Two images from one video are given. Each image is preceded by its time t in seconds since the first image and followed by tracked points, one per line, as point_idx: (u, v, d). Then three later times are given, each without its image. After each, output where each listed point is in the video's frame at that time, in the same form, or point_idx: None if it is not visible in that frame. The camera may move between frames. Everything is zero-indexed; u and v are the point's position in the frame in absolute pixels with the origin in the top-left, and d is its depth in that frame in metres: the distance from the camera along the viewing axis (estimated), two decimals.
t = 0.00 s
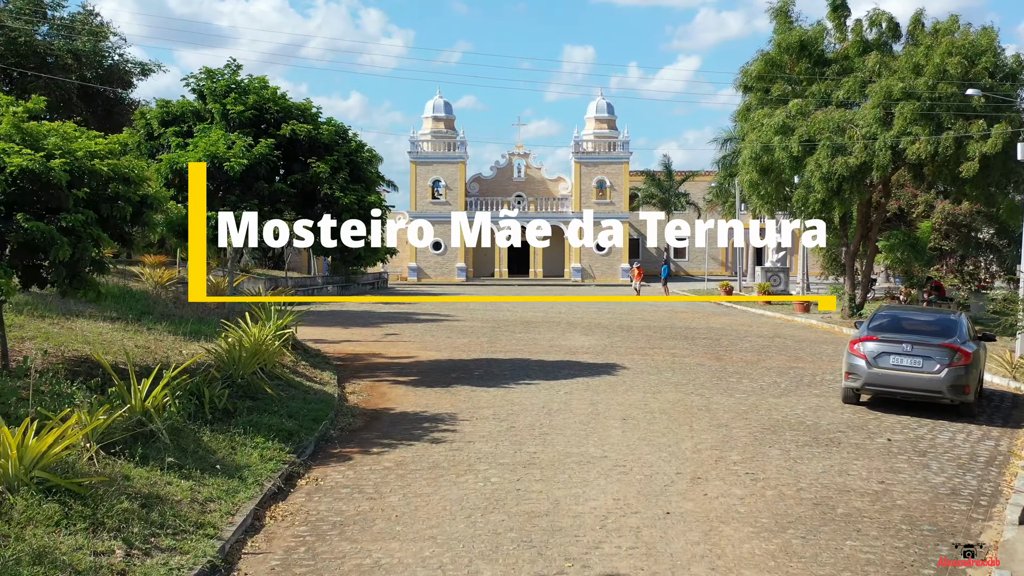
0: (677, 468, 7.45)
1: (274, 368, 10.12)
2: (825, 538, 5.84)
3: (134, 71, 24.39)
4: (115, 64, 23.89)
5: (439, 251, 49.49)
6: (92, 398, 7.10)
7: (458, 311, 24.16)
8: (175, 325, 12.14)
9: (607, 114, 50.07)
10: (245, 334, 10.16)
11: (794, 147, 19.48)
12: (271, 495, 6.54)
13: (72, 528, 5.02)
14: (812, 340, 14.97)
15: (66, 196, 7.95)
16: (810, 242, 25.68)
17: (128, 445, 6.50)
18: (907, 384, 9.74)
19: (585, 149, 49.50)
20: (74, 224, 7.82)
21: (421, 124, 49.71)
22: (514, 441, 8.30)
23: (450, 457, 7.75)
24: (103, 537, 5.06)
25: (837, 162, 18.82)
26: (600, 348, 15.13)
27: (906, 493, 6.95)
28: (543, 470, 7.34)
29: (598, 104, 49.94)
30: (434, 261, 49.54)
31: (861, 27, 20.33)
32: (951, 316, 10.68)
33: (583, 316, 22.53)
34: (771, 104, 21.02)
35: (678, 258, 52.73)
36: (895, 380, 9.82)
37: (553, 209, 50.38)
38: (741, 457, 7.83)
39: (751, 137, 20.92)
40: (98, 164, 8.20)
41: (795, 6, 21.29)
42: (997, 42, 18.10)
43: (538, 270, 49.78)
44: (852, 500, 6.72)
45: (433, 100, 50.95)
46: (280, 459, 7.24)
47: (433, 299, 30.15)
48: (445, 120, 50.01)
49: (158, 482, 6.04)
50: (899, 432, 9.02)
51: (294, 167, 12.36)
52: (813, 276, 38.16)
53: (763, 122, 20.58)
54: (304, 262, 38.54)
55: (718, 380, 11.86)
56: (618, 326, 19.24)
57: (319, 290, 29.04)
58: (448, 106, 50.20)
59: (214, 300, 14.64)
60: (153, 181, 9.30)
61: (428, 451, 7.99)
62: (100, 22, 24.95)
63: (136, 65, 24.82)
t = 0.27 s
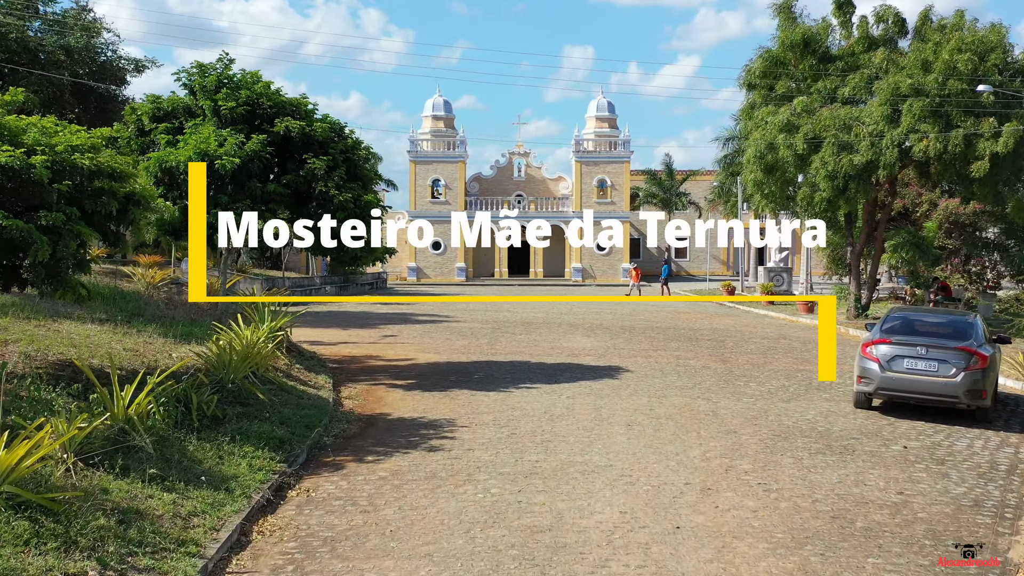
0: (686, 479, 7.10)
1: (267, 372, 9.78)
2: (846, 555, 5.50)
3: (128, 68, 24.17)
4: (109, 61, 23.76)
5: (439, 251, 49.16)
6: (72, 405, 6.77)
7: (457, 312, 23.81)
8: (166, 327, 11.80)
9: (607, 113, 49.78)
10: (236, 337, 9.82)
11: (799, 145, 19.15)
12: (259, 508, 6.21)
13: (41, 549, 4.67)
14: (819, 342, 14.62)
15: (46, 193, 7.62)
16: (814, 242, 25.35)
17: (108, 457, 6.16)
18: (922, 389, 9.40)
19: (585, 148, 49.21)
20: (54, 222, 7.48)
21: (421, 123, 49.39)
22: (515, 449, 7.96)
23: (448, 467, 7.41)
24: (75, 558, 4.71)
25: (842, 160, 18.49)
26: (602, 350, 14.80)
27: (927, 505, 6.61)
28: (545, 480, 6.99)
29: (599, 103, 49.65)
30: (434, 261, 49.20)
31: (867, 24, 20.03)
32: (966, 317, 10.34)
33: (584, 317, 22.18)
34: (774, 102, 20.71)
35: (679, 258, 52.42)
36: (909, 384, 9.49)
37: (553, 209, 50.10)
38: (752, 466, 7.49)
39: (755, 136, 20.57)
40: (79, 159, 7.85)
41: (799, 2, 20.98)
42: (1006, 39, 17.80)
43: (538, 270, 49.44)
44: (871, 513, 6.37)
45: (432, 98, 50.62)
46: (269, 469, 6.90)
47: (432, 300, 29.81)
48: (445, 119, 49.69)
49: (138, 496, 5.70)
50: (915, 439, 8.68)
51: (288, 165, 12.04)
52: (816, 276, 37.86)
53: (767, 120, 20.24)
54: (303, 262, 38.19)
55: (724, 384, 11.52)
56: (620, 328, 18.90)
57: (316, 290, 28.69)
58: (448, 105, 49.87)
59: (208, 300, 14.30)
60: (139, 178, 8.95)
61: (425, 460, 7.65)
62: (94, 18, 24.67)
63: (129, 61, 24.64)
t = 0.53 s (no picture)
0: (695, 490, 6.77)
1: (258, 377, 9.45)
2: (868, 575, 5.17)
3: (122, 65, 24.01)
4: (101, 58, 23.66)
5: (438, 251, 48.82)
6: (50, 413, 6.44)
7: (457, 313, 23.47)
8: (156, 329, 11.46)
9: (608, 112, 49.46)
10: (227, 340, 9.49)
11: (804, 143, 18.80)
12: (245, 522, 5.87)
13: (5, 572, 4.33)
14: (826, 344, 14.28)
15: (25, 190, 7.29)
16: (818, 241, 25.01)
17: (84, 469, 5.83)
18: (937, 394, 9.07)
19: (585, 147, 48.90)
20: (31, 222, 7.13)
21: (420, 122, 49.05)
22: (516, 458, 7.62)
23: (445, 477, 7.07)
24: None
25: (848, 159, 18.14)
26: (604, 352, 14.46)
27: (949, 519, 6.27)
28: (547, 492, 6.66)
29: (599, 102, 49.33)
30: (433, 261, 48.87)
31: (873, 20, 19.69)
32: (981, 319, 10.00)
33: (585, 318, 21.84)
34: (779, 99, 20.37)
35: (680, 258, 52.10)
36: (924, 389, 9.16)
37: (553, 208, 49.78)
38: (764, 476, 7.15)
39: (759, 134, 20.24)
40: (60, 155, 7.51)
41: None
42: (1016, 35, 17.47)
43: (538, 270, 49.11)
44: (891, 528, 6.04)
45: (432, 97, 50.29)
46: (257, 480, 6.56)
47: (431, 300, 29.47)
48: (444, 118, 49.35)
49: (116, 511, 5.36)
50: (931, 447, 8.34)
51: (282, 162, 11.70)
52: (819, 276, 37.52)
53: (771, 118, 19.89)
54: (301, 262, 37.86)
55: (731, 388, 11.18)
56: (622, 329, 18.57)
57: (314, 290, 28.37)
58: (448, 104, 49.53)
59: (201, 302, 13.97)
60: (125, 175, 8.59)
61: (421, 470, 7.31)
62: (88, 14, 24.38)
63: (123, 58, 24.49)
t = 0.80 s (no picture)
0: (704, 502, 6.43)
1: (249, 382, 9.12)
2: None
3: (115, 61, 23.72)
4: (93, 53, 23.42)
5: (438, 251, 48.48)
6: (26, 422, 6.11)
7: (456, 314, 23.13)
8: (145, 331, 11.14)
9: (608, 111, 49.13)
10: (217, 343, 9.17)
11: (809, 141, 18.46)
12: (230, 538, 5.54)
13: None
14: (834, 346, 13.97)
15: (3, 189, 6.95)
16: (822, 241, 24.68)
17: (59, 482, 5.50)
18: (953, 399, 8.74)
19: (586, 146, 48.59)
20: (8, 224, 6.75)
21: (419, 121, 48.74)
22: (516, 468, 7.29)
23: (442, 488, 6.73)
24: None
25: (854, 157, 17.81)
26: (606, 355, 14.13)
27: (974, 534, 5.93)
28: (549, 505, 6.32)
29: (600, 101, 49.02)
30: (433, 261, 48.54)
31: (879, 16, 19.35)
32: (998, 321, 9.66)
33: (586, 319, 21.52)
34: (783, 97, 20.03)
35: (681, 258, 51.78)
36: (938, 393, 8.84)
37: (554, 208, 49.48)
38: (776, 487, 6.82)
39: (763, 132, 19.92)
40: (39, 152, 7.19)
41: None
42: None
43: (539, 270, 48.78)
44: (914, 544, 5.70)
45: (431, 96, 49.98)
46: (244, 491, 6.24)
47: (431, 301, 29.13)
48: (444, 117, 49.05)
49: (90, 528, 5.03)
50: (949, 455, 8.01)
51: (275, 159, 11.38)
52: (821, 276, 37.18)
53: (775, 116, 19.57)
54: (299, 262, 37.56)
55: (738, 392, 10.85)
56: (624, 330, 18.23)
57: (312, 291, 28.05)
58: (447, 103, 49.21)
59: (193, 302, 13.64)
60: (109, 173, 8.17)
61: (417, 480, 6.97)
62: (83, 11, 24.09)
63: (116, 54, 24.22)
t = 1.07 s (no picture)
0: (716, 516, 6.09)
1: (238, 387, 8.78)
2: None
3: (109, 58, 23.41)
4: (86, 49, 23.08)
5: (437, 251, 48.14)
6: None
7: (455, 315, 22.80)
8: (134, 334, 10.82)
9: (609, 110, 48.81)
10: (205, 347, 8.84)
11: (814, 140, 18.15)
12: (212, 556, 5.20)
13: None
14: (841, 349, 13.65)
15: None
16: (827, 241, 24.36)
17: (30, 498, 5.16)
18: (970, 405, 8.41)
19: (586, 146, 48.28)
20: None
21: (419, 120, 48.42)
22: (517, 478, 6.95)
23: (439, 501, 6.39)
24: None
25: (861, 155, 17.48)
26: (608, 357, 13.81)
27: (1003, 550, 5.59)
28: (552, 519, 5.98)
29: (600, 100, 48.71)
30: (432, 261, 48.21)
31: (885, 12, 19.05)
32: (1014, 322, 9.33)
33: (588, 320, 21.19)
34: (787, 95, 19.72)
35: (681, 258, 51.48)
36: (955, 399, 8.50)
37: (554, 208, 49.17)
38: (791, 500, 6.48)
39: (768, 131, 19.61)
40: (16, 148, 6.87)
41: None
42: None
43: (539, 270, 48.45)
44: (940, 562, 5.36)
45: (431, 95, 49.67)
46: (229, 504, 5.92)
47: (430, 301, 28.81)
48: (443, 116, 48.74)
49: (61, 548, 4.70)
50: (968, 464, 7.68)
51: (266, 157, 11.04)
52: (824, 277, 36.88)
53: (780, 114, 19.26)
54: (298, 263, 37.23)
55: (745, 397, 10.53)
56: (626, 332, 17.91)
57: (310, 292, 27.71)
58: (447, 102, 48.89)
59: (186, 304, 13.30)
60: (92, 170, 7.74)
61: (413, 492, 6.64)
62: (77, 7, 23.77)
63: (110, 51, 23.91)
